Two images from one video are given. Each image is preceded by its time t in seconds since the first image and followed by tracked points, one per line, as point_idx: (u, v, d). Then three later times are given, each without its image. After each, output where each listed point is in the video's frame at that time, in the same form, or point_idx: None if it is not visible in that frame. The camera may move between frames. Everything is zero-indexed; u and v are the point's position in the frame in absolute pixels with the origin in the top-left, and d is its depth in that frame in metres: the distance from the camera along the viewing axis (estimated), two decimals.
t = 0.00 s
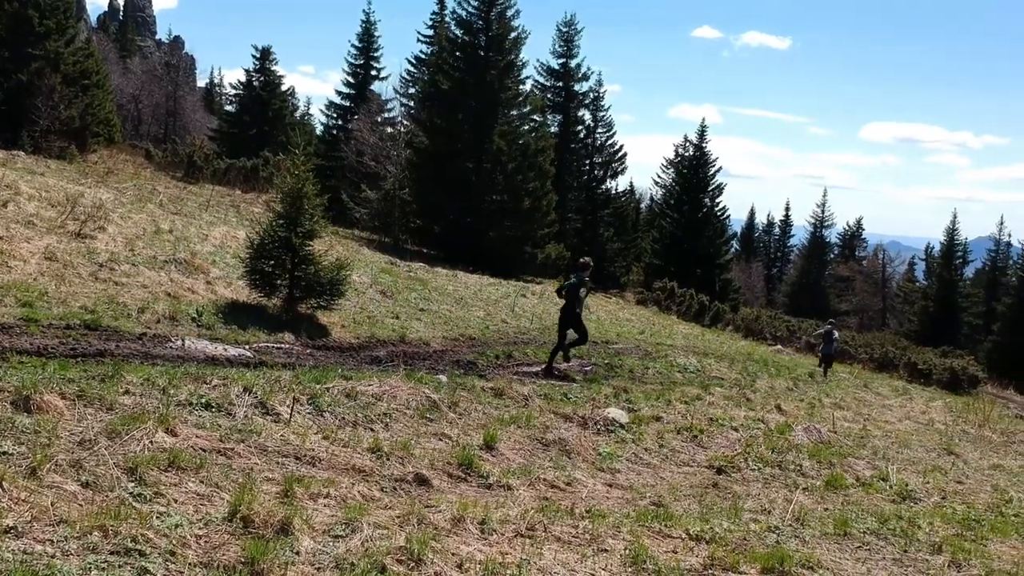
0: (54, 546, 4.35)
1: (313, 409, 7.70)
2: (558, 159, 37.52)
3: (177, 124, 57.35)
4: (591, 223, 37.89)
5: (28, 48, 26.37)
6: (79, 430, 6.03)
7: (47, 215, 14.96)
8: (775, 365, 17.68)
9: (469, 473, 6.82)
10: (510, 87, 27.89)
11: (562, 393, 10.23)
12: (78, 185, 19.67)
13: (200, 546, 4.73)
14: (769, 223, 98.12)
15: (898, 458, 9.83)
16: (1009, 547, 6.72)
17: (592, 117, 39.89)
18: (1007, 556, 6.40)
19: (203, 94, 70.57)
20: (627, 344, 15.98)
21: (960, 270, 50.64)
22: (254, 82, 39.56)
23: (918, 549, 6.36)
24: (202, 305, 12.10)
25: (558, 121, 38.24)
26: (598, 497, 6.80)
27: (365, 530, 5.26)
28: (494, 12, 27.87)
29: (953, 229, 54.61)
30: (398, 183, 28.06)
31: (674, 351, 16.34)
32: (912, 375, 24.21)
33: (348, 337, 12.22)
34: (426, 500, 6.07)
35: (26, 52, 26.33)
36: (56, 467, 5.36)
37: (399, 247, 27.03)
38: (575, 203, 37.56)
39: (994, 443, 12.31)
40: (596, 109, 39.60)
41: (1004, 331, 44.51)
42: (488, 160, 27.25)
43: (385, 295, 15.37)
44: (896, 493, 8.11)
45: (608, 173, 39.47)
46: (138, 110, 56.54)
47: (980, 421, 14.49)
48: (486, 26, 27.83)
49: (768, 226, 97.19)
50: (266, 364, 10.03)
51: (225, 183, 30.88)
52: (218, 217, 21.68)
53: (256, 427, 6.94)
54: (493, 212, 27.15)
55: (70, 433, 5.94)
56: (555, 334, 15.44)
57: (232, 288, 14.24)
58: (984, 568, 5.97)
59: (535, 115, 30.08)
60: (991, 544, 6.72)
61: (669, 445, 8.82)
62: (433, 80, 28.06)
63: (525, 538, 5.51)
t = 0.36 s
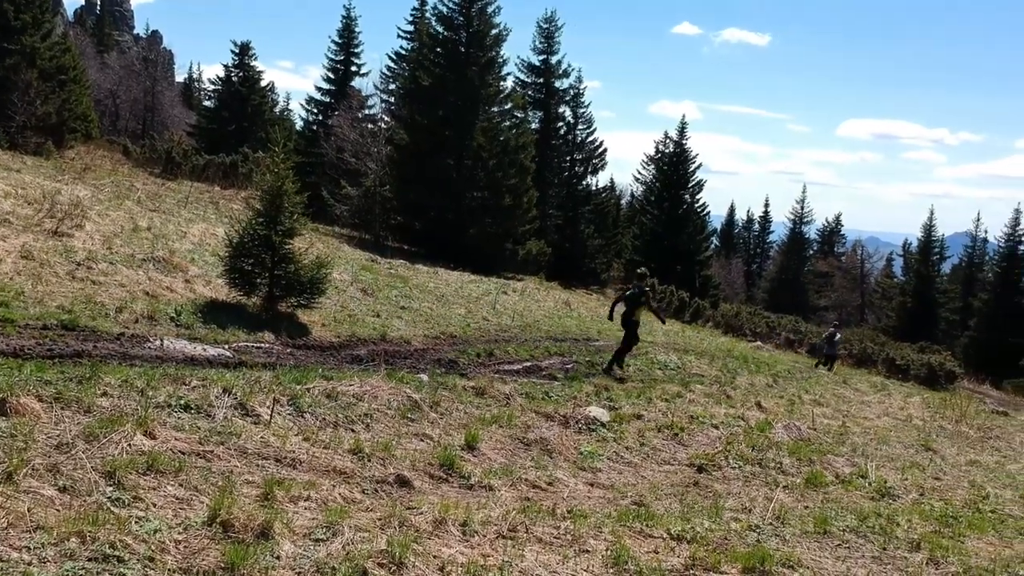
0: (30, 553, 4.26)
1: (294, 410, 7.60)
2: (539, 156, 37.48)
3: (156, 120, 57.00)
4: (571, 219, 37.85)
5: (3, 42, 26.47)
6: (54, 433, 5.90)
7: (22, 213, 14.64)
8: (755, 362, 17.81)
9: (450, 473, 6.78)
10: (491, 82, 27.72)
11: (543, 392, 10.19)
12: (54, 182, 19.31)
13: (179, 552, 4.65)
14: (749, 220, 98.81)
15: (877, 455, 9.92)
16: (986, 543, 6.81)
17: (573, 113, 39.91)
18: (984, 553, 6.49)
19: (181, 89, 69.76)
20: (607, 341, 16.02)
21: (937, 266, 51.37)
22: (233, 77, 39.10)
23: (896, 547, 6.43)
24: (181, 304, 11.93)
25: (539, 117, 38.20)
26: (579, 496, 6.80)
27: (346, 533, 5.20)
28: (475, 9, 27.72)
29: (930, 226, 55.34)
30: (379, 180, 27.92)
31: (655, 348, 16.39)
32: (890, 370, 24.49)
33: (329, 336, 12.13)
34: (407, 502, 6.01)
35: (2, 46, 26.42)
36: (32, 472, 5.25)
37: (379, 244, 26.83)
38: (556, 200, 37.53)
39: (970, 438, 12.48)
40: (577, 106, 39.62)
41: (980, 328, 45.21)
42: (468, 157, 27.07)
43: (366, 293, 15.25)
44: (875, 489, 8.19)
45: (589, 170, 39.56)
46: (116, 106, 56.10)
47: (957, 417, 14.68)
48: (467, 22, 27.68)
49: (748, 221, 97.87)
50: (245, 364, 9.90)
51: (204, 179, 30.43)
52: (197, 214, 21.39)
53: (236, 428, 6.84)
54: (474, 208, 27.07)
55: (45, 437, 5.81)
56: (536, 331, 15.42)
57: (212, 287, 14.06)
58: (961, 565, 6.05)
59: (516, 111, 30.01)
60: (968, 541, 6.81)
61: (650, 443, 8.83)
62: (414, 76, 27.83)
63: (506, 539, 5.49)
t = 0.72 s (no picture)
0: None
1: (268, 413, 7.47)
2: (516, 153, 37.58)
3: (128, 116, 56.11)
4: (548, 217, 37.75)
5: None
6: (23, 440, 5.74)
7: None
8: (731, 359, 17.93)
9: (427, 476, 6.72)
10: (467, 80, 27.71)
11: (520, 392, 10.14)
12: (22, 178, 18.85)
13: (152, 561, 4.54)
14: (726, 216, 99.56)
15: (851, 453, 10.01)
16: (957, 541, 6.90)
17: (549, 111, 39.91)
18: (955, 551, 6.58)
19: (154, 85, 68.77)
20: (584, 339, 16.03)
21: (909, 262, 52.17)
22: (207, 73, 38.53)
23: (870, 546, 6.49)
24: (154, 305, 11.71)
25: (515, 114, 38.15)
26: (556, 498, 6.78)
27: (322, 539, 5.12)
28: (451, 6, 27.58)
29: (903, 222, 56.16)
30: (355, 178, 27.63)
31: (632, 345, 16.42)
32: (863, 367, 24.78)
33: (304, 336, 11.98)
34: (383, 506, 5.94)
35: None
36: None
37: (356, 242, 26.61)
38: (533, 197, 37.48)
39: (942, 435, 12.65)
40: (554, 103, 39.60)
41: (952, 324, 46.01)
42: (445, 154, 26.90)
43: (341, 292, 15.09)
44: (848, 488, 8.28)
45: (565, 167, 39.59)
46: (88, 102, 55.13)
47: (929, 413, 14.88)
48: (443, 19, 27.53)
49: (724, 218, 98.58)
50: (220, 366, 9.73)
51: (179, 176, 29.92)
52: (170, 212, 21.02)
53: (210, 433, 6.71)
54: (451, 206, 26.94)
55: (14, 444, 5.65)
56: (513, 330, 15.38)
57: (185, 287, 13.82)
58: (934, 564, 6.10)
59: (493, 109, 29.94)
60: (940, 539, 6.89)
61: (627, 443, 8.84)
62: (390, 73, 27.56)
63: (483, 543, 5.45)
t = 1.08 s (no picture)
0: None
1: (246, 419, 7.36)
2: (495, 151, 37.54)
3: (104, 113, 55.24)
4: (526, 215, 37.44)
5: None
6: None
7: None
8: (708, 357, 18.02)
9: (406, 481, 6.66)
10: (446, 77, 27.58)
11: (499, 393, 10.07)
12: None
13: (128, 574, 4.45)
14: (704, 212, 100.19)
15: (827, 452, 10.10)
16: (931, 540, 6.99)
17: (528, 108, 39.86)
18: (929, 550, 6.66)
19: (130, 81, 67.74)
20: (564, 338, 16.02)
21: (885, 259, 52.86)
22: (183, 70, 37.97)
23: (847, 546, 6.54)
24: (130, 307, 11.51)
25: (494, 112, 38.06)
26: (535, 502, 6.76)
27: (301, 548, 5.04)
28: (429, 3, 27.40)
29: (879, 220, 56.84)
30: (334, 175, 27.49)
31: (610, 344, 16.44)
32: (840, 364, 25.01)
33: (282, 337, 11.85)
34: (362, 512, 5.88)
35: None
36: None
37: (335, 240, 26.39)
38: (512, 195, 37.41)
39: (916, 432, 12.80)
40: (532, 101, 39.55)
41: (927, 320, 46.70)
42: (423, 152, 26.74)
43: (320, 292, 14.94)
44: (825, 487, 8.35)
45: (544, 165, 39.59)
46: (62, 98, 54.19)
47: (904, 410, 15.04)
48: (422, 17, 27.34)
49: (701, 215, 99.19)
50: (197, 370, 9.59)
51: (155, 174, 29.45)
52: (147, 211, 20.69)
53: (188, 440, 6.60)
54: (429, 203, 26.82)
55: None
56: (492, 329, 15.32)
57: (162, 288, 13.61)
58: (909, 564, 6.18)
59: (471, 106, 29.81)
60: (915, 538, 6.98)
61: (606, 444, 8.84)
62: (368, 70, 27.28)
63: (462, 549, 5.41)
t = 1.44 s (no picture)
0: None
1: (227, 425, 7.26)
2: (476, 148, 37.31)
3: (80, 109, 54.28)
4: (507, 213, 37.50)
5: None
6: None
7: None
8: (688, 355, 18.05)
9: (387, 486, 6.62)
10: (426, 76, 27.46)
11: (481, 395, 9.99)
12: None
13: None
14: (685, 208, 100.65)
15: (807, 452, 10.16)
16: (908, 541, 7.07)
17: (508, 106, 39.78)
18: (906, 551, 6.73)
19: (107, 78, 66.67)
20: (545, 338, 16.00)
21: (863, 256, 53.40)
22: (162, 66, 37.43)
23: (825, 548, 6.60)
24: (109, 310, 11.33)
25: (474, 109, 37.96)
26: (516, 506, 6.75)
27: (282, 558, 4.98)
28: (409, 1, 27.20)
29: (857, 216, 57.29)
30: (314, 173, 27.13)
31: (591, 343, 16.42)
32: (818, 361, 25.17)
33: (262, 340, 11.74)
34: (343, 520, 5.83)
35: None
36: None
37: (315, 238, 26.18)
38: (493, 193, 37.30)
39: (895, 431, 12.90)
40: (513, 99, 39.46)
41: (904, 317, 47.28)
42: (404, 150, 26.58)
43: (301, 293, 14.81)
44: (803, 488, 8.41)
45: (525, 163, 39.55)
46: (38, 94, 53.17)
47: (882, 408, 15.12)
48: (402, 15, 27.15)
49: (682, 211, 99.54)
50: (176, 375, 9.46)
51: (133, 172, 29.00)
52: (125, 210, 20.38)
53: (168, 447, 6.51)
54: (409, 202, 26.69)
55: None
56: (473, 329, 15.29)
57: (141, 290, 13.41)
58: (886, 566, 6.25)
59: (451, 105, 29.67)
60: (892, 539, 7.05)
61: (586, 446, 8.83)
62: (347, 68, 27.02)
63: (444, 556, 5.38)
